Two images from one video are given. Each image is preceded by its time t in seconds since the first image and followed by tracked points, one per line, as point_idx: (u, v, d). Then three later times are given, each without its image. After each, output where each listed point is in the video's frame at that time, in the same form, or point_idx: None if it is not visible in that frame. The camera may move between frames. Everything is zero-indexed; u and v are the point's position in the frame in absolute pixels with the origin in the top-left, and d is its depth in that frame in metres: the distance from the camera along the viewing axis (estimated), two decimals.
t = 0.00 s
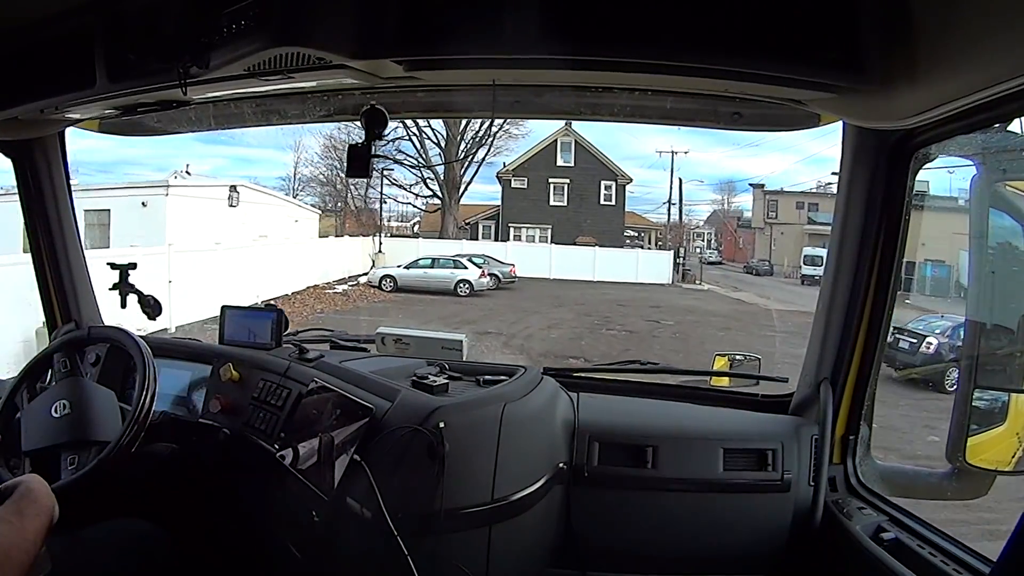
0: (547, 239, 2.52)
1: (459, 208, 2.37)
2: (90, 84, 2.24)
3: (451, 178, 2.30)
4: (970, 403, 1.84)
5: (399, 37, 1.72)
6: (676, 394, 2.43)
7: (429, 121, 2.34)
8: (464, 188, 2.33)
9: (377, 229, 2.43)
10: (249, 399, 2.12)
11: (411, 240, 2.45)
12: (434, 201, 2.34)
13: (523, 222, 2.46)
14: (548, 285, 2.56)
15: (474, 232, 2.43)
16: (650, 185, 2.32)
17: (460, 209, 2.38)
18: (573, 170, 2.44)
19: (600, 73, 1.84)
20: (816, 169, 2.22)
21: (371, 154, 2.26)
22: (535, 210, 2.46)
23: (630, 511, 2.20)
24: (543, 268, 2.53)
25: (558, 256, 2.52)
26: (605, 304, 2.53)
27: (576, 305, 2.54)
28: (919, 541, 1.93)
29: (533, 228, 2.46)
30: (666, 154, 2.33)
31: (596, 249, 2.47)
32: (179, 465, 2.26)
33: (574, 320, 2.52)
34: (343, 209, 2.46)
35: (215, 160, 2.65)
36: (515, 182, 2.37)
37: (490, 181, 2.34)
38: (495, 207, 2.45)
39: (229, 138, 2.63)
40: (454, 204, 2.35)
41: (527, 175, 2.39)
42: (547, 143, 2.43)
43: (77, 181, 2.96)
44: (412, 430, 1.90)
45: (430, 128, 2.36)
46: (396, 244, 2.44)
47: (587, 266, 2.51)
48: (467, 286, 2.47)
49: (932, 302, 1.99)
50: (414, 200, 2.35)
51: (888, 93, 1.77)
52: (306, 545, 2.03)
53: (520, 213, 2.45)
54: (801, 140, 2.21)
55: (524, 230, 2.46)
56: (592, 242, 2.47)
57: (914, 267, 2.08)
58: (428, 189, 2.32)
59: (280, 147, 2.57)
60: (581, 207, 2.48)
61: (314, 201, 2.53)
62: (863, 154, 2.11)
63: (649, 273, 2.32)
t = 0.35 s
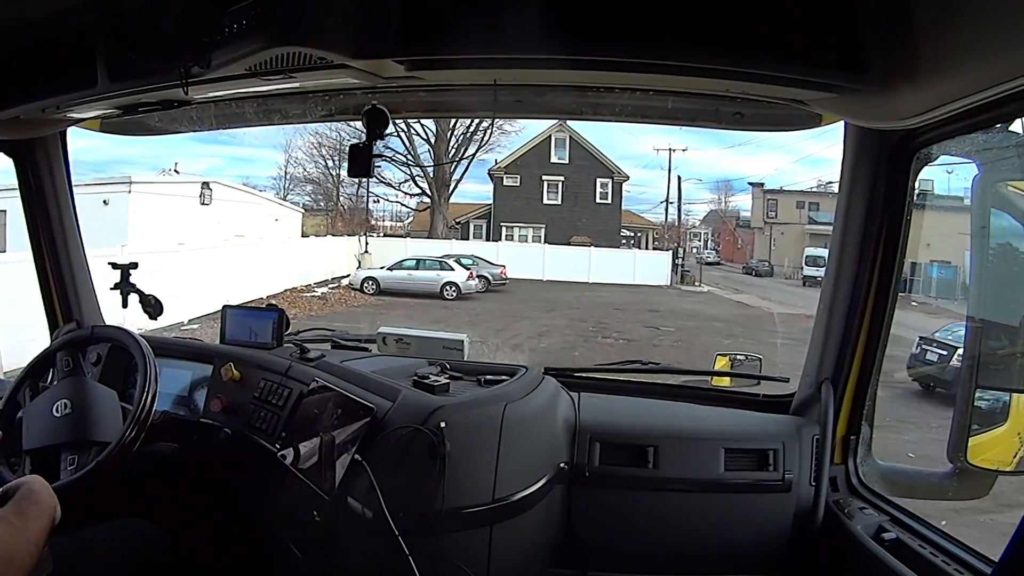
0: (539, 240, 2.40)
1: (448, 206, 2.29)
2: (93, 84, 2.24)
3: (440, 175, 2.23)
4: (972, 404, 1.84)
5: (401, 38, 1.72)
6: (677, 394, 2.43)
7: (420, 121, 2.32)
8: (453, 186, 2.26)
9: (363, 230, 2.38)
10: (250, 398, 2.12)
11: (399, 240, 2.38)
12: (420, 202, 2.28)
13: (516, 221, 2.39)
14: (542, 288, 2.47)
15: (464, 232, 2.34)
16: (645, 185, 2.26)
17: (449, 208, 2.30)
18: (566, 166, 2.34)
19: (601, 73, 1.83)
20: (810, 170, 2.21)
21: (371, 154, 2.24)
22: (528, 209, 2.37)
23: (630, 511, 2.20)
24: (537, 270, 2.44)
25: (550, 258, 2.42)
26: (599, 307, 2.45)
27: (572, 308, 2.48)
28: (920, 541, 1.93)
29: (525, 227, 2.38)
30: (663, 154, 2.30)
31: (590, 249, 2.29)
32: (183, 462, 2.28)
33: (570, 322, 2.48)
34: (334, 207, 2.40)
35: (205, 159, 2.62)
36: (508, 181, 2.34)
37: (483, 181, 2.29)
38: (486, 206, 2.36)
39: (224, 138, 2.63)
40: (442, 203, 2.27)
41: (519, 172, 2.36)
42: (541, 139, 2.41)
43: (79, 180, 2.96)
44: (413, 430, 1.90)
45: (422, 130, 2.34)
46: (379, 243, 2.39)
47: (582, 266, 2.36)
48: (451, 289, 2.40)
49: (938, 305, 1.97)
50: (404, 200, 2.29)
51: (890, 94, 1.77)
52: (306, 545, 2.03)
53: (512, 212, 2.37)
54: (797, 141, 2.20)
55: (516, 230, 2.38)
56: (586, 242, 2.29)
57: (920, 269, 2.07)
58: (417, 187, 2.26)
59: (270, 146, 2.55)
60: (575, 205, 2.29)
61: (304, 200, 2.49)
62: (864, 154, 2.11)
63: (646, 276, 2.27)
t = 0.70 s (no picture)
0: (534, 239, 2.42)
1: (438, 205, 2.35)
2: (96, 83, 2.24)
3: (431, 173, 2.27)
4: (974, 405, 1.83)
5: (403, 37, 1.72)
6: (678, 395, 2.43)
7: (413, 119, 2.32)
8: (445, 183, 2.29)
9: (348, 228, 2.46)
10: (252, 398, 2.12)
11: (389, 240, 2.46)
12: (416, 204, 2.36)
13: (509, 220, 2.39)
14: (537, 288, 2.49)
15: (457, 230, 2.41)
16: (642, 185, 2.27)
17: (440, 206, 2.36)
18: (563, 163, 2.40)
19: (603, 73, 1.83)
20: (807, 169, 2.22)
21: (375, 154, 2.23)
22: (523, 209, 2.40)
23: (632, 511, 2.20)
24: (531, 270, 2.47)
25: (545, 256, 2.43)
26: (597, 311, 2.45)
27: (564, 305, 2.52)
28: (922, 542, 1.92)
29: (520, 225, 2.40)
30: (662, 153, 2.30)
31: (586, 248, 2.33)
32: (185, 462, 2.29)
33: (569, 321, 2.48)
34: (327, 206, 2.46)
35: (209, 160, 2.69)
36: (501, 177, 2.35)
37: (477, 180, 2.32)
38: (478, 206, 2.38)
39: (225, 139, 2.65)
40: (432, 202, 2.33)
41: (512, 169, 2.38)
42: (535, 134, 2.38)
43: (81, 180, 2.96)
44: (415, 430, 1.89)
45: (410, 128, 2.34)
46: (366, 243, 2.46)
47: (578, 267, 2.38)
48: (437, 291, 2.44)
49: (947, 306, 1.94)
50: (398, 198, 2.36)
51: (893, 94, 1.76)
52: (308, 545, 2.04)
53: (504, 210, 2.39)
54: (796, 141, 2.18)
55: (510, 228, 2.39)
56: (582, 241, 2.32)
57: (927, 269, 2.05)
58: (407, 183, 2.31)
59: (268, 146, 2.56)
60: (572, 202, 2.35)
61: (296, 200, 2.53)
62: (867, 155, 2.10)
63: (645, 277, 2.28)
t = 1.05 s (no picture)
0: (529, 239, 2.35)
1: (428, 204, 2.28)
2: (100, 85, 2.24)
3: (421, 171, 2.22)
4: (980, 404, 1.83)
5: (406, 38, 1.72)
6: (683, 395, 2.43)
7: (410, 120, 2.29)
8: (435, 181, 2.23)
9: (335, 227, 2.39)
10: (256, 399, 2.12)
11: (379, 240, 2.39)
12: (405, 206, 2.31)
13: (506, 220, 2.30)
14: (535, 289, 2.44)
15: (450, 230, 2.32)
16: (642, 185, 2.23)
17: (430, 206, 2.29)
18: (558, 158, 2.31)
19: (607, 73, 1.83)
20: (807, 171, 2.21)
21: (377, 155, 2.23)
22: (521, 207, 2.28)
23: (636, 512, 2.20)
24: (527, 273, 2.43)
25: (541, 258, 2.39)
26: (596, 315, 2.45)
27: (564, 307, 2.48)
28: (927, 542, 1.92)
29: (515, 225, 2.31)
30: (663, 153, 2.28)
31: (585, 249, 2.30)
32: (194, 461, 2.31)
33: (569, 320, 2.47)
34: (320, 207, 2.38)
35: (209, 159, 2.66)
36: (494, 174, 2.25)
37: (467, 176, 2.22)
38: (471, 204, 2.31)
39: (225, 139, 2.63)
40: (421, 199, 2.26)
41: (506, 165, 2.27)
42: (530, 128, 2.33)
43: (85, 181, 2.96)
44: (419, 430, 1.89)
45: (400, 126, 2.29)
46: (354, 243, 2.39)
47: (576, 269, 2.37)
48: (421, 296, 2.41)
49: (959, 308, 1.88)
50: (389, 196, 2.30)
51: (897, 94, 1.77)
52: (313, 545, 2.04)
53: (499, 208, 2.30)
54: (795, 140, 2.20)
55: (505, 227, 2.31)
56: (581, 241, 2.28)
57: (935, 270, 2.01)
58: (396, 181, 2.26)
59: (269, 146, 2.55)
60: (568, 202, 2.25)
61: (289, 199, 2.44)
62: (871, 154, 2.10)
63: (645, 278, 2.24)
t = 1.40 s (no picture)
0: (524, 239, 2.24)
1: (418, 203, 2.30)
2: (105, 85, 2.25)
3: (409, 167, 2.28)
4: (984, 407, 1.83)
5: (410, 37, 1.72)
6: (687, 396, 2.42)
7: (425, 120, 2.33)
8: (424, 177, 2.29)
9: (322, 226, 2.32)
10: (260, 398, 2.13)
11: (366, 241, 2.28)
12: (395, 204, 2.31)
13: (500, 219, 2.26)
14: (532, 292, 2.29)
15: (441, 229, 2.25)
16: (639, 185, 2.23)
17: (420, 205, 2.30)
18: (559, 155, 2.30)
19: (610, 74, 1.83)
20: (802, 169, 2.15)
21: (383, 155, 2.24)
22: (514, 204, 2.24)
23: (640, 513, 2.20)
24: (521, 275, 2.28)
25: (535, 259, 2.25)
26: (591, 321, 2.34)
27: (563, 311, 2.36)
28: (931, 545, 1.92)
29: (508, 225, 2.25)
30: (662, 153, 2.28)
31: (581, 250, 2.20)
32: (197, 460, 2.31)
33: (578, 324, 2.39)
34: (315, 208, 2.33)
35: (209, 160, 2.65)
36: (487, 171, 2.29)
37: (462, 175, 2.28)
38: (464, 203, 2.30)
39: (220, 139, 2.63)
40: (411, 198, 2.29)
41: (500, 163, 2.31)
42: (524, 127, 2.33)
43: (90, 179, 2.97)
44: (423, 431, 1.88)
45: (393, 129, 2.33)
46: (341, 242, 2.28)
47: (572, 271, 2.25)
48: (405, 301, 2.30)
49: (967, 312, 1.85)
50: (379, 197, 2.29)
51: (901, 96, 1.77)
52: (317, 545, 2.04)
53: (491, 207, 2.27)
54: (796, 142, 2.18)
55: (498, 226, 2.26)
56: (577, 242, 2.19)
57: (946, 273, 1.96)
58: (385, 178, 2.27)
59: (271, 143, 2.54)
60: (564, 199, 2.18)
61: (280, 198, 2.40)
62: (877, 155, 2.09)
63: (645, 280, 2.17)
